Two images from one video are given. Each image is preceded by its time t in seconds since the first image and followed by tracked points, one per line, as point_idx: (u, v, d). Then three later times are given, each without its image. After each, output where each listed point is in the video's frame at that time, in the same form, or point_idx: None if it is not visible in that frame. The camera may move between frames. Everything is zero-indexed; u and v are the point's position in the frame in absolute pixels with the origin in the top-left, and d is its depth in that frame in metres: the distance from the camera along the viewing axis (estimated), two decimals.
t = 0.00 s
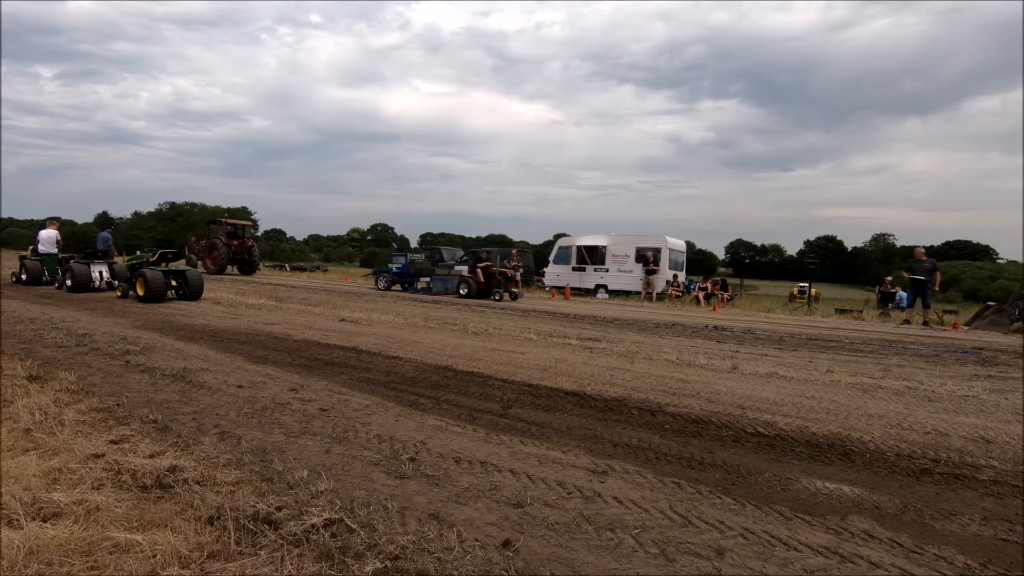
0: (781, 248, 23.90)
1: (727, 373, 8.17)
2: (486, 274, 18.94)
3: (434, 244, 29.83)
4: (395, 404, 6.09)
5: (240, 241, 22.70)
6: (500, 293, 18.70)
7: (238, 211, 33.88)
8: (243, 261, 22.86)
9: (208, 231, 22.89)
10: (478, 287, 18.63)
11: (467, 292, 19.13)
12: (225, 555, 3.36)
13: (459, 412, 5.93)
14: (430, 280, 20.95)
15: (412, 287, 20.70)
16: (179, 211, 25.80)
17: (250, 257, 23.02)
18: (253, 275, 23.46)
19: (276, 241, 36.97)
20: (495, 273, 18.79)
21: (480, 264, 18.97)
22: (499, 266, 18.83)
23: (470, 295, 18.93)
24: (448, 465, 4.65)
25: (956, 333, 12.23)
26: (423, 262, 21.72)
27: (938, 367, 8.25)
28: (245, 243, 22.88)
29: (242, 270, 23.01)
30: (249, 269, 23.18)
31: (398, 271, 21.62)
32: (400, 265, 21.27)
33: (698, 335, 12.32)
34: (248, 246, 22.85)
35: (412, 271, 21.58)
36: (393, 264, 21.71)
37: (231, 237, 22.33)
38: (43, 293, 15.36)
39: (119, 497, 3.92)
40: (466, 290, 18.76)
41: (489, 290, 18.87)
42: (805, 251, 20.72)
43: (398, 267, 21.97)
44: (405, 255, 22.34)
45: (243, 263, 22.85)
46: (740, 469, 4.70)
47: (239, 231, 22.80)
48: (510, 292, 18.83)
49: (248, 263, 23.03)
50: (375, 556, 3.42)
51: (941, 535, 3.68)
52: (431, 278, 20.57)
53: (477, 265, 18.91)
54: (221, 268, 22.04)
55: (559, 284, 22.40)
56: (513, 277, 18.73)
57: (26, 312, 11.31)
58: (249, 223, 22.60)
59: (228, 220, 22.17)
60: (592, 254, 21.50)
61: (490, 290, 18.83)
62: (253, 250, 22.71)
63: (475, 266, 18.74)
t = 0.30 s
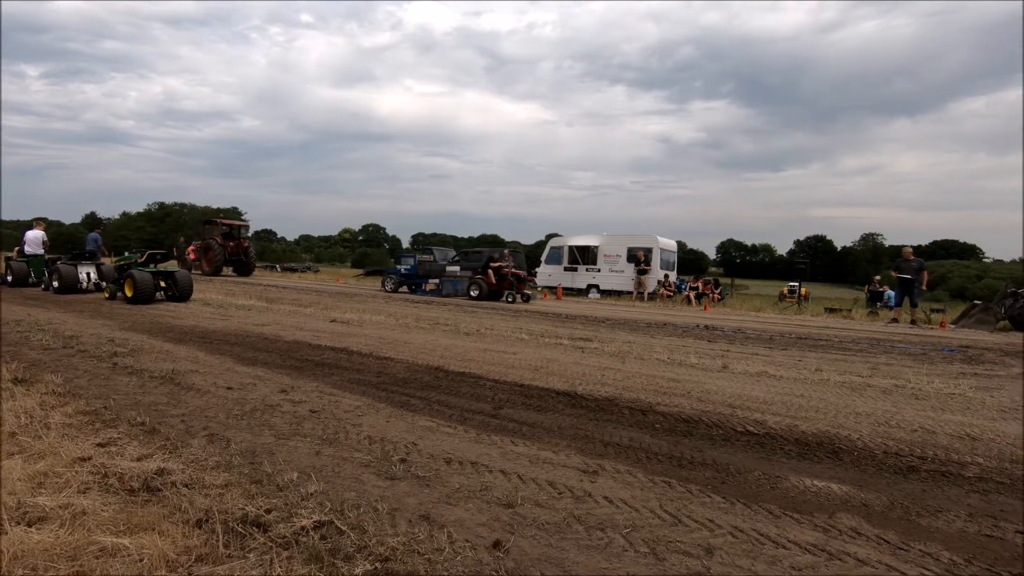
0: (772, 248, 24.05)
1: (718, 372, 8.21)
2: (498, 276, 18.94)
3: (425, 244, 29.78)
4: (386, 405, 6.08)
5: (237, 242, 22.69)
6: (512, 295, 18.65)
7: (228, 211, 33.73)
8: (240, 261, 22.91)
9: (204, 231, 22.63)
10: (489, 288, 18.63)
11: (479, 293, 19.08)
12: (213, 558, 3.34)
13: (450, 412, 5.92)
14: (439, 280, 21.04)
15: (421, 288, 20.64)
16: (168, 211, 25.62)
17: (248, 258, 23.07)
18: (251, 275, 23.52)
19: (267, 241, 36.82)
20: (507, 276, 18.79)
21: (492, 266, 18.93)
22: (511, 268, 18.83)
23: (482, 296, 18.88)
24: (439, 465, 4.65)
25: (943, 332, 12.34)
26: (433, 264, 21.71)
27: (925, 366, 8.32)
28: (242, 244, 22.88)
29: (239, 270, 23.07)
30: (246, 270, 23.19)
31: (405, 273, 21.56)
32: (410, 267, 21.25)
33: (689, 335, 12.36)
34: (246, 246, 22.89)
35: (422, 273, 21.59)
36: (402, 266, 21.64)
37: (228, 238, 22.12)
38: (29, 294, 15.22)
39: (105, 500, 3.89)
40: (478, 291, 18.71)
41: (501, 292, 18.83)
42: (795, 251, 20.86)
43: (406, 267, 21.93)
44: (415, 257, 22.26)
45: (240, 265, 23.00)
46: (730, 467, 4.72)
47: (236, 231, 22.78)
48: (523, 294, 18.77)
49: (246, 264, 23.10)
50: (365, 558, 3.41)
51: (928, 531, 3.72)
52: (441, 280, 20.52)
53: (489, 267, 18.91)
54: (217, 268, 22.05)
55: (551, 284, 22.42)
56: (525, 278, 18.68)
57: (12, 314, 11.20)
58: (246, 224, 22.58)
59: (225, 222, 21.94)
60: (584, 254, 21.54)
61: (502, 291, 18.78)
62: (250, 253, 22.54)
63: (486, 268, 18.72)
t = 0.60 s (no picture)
0: (759, 249, 24.21)
1: (705, 372, 8.24)
2: (508, 277, 18.64)
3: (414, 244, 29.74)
4: (373, 407, 6.06)
5: (229, 243, 22.38)
6: (523, 297, 18.26)
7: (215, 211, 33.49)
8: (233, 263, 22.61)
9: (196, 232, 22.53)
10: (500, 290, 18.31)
11: (488, 296, 18.68)
12: (196, 563, 3.32)
13: (438, 414, 5.90)
14: (447, 282, 20.70)
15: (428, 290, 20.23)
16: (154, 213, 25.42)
17: (241, 259, 22.75)
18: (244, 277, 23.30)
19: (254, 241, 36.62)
20: (518, 278, 18.47)
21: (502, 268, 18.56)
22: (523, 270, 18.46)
23: (491, 298, 18.47)
24: (427, 467, 4.64)
25: (927, 331, 12.48)
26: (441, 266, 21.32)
27: (909, 365, 8.41)
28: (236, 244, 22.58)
29: (232, 272, 22.86)
30: (240, 272, 22.96)
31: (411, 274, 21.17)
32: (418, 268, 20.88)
33: (677, 335, 12.41)
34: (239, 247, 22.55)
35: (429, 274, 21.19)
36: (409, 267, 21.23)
37: (221, 239, 22.03)
38: (10, 296, 15.02)
39: (87, 505, 3.85)
40: (487, 293, 18.31)
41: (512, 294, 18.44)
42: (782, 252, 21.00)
43: (412, 269, 21.58)
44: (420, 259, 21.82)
45: (232, 266, 22.68)
46: (716, 467, 4.75)
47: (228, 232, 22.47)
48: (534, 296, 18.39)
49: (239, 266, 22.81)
50: (351, 561, 3.40)
51: (909, 528, 3.76)
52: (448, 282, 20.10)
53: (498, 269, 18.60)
54: (210, 270, 21.79)
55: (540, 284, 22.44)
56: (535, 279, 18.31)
57: None
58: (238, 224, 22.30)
59: (217, 222, 21.88)
60: (573, 254, 21.57)
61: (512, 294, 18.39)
62: (243, 254, 22.44)
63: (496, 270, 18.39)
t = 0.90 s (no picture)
0: (743, 250, 24.41)
1: (689, 373, 8.30)
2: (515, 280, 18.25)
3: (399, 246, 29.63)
4: (358, 410, 6.03)
5: (219, 245, 22.09)
6: (531, 300, 17.67)
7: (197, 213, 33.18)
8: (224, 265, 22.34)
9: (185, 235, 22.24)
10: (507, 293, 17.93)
11: (496, 299, 18.13)
12: (175, 570, 3.28)
13: (424, 416, 5.89)
14: (451, 285, 20.26)
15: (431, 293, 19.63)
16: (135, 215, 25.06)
17: (232, 262, 22.47)
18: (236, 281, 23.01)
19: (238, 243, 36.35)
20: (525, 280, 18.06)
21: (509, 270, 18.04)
22: (531, 273, 17.95)
23: (499, 302, 17.90)
24: (411, 470, 4.63)
25: (906, 330, 12.65)
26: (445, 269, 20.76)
27: (889, 364, 8.52)
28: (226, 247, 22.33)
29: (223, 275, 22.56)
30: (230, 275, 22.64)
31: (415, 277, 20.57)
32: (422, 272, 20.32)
33: (662, 336, 12.48)
34: (229, 250, 22.30)
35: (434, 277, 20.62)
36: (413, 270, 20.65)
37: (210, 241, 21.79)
38: None
39: (63, 513, 3.80)
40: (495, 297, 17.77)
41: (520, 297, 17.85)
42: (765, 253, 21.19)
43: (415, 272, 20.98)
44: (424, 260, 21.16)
45: (223, 269, 22.31)
46: (699, 467, 4.78)
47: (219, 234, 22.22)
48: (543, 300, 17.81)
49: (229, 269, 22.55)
50: (333, 566, 3.38)
51: (887, 525, 3.81)
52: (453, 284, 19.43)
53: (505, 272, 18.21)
54: (198, 273, 21.59)
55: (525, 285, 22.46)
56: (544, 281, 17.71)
57: None
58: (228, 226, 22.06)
59: (205, 224, 21.62)
60: (559, 256, 21.60)
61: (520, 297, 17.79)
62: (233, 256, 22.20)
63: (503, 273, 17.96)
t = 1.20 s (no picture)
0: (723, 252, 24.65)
1: (669, 374, 8.37)
2: (520, 284, 17.82)
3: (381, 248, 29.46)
4: (338, 415, 5.99)
5: (205, 249, 21.96)
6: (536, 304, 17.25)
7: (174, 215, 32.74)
8: (209, 270, 22.23)
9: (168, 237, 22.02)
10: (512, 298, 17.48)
11: (500, 303, 17.66)
12: None
13: (405, 421, 5.87)
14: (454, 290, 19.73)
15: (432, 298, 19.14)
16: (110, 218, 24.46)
17: (217, 266, 22.36)
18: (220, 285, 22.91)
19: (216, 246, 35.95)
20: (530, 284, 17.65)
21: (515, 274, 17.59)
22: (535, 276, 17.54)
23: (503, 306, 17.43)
24: (391, 475, 4.61)
25: (881, 331, 12.86)
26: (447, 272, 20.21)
27: (864, 364, 8.66)
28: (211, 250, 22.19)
29: (207, 279, 22.43)
30: (215, 279, 22.53)
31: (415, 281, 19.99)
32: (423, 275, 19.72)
33: (644, 338, 12.56)
34: (214, 254, 22.18)
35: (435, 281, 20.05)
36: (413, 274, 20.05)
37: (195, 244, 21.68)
38: None
39: (32, 524, 3.74)
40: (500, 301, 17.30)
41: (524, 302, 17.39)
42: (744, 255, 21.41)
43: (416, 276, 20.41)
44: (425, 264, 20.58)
45: (208, 272, 22.23)
46: (678, 468, 4.82)
47: (204, 238, 22.05)
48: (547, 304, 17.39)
49: (214, 272, 22.45)
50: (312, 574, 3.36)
51: (861, 523, 3.87)
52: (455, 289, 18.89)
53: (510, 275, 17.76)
54: (182, 277, 21.36)
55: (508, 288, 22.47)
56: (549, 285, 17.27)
57: None
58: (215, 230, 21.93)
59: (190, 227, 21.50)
60: (542, 258, 21.64)
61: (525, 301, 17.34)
62: (219, 260, 22.13)
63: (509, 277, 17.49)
